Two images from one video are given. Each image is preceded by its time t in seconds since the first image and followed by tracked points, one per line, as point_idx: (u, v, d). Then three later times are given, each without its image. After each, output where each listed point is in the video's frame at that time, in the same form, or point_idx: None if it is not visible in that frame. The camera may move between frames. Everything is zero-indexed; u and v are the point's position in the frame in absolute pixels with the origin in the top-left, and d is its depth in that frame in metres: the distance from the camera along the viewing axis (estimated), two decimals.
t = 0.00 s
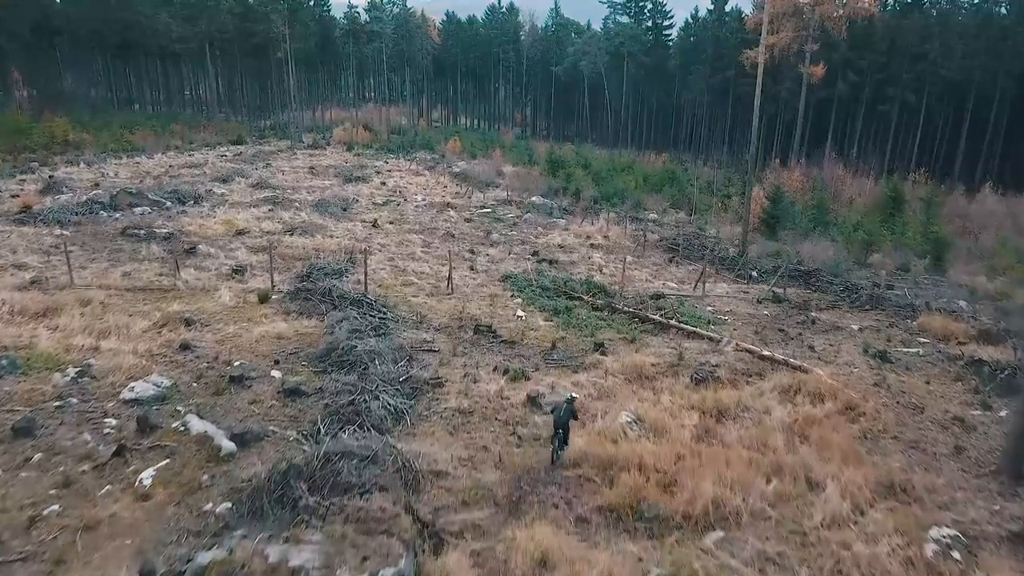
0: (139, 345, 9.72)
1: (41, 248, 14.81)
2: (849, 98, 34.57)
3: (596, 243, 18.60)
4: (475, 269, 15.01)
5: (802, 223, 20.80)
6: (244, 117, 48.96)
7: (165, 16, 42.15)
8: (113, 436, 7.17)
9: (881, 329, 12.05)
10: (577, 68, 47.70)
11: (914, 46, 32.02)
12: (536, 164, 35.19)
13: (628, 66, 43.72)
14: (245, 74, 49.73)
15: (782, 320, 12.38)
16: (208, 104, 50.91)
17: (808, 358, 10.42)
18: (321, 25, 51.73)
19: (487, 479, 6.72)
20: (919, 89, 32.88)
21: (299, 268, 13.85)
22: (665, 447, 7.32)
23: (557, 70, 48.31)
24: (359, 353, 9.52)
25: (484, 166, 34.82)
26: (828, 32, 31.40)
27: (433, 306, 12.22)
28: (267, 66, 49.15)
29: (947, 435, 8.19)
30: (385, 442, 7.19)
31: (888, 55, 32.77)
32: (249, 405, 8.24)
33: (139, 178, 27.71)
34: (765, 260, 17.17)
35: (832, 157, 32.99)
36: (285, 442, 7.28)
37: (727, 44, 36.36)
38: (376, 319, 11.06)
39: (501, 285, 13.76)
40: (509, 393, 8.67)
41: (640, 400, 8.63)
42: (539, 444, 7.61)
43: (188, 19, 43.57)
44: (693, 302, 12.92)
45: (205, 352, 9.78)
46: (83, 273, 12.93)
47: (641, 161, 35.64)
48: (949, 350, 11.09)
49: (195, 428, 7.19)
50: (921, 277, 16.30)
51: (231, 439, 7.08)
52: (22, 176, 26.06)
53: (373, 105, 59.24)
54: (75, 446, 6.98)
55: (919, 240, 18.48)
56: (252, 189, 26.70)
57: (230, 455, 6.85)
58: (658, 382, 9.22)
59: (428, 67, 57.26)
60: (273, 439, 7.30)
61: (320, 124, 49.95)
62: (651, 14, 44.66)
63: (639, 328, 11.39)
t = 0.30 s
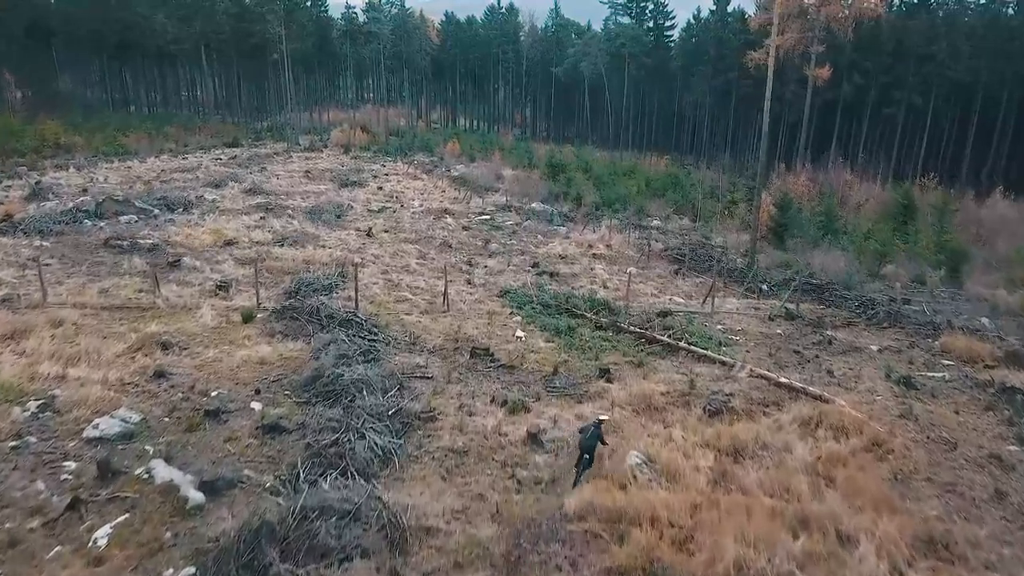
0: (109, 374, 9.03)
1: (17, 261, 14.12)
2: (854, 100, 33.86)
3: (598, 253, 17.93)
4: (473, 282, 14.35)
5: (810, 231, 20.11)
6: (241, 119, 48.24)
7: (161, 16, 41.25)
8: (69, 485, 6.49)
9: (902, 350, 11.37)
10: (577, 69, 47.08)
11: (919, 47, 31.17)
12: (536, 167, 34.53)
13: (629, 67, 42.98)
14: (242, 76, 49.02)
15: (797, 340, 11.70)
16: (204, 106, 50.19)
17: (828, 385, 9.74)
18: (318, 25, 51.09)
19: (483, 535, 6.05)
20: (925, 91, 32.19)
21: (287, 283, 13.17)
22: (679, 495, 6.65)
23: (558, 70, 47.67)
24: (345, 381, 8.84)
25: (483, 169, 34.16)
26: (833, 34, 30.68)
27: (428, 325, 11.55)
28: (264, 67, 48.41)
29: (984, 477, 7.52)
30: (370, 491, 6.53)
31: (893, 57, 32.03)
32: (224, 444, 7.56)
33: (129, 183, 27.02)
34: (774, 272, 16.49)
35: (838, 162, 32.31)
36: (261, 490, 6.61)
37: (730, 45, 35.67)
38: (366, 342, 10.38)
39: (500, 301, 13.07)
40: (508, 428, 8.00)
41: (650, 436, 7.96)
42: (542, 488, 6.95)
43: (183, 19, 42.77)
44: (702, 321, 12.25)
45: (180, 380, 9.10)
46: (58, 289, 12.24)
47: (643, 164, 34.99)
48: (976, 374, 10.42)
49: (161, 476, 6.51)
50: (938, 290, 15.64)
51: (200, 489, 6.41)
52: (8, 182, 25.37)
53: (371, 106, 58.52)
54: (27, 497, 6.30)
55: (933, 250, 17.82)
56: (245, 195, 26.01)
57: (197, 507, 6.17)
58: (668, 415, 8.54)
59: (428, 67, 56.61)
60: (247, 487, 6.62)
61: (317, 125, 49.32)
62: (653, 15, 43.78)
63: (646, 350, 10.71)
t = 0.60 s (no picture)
0: (80, 400, 8.46)
1: None
2: (858, 103, 33.35)
3: (601, 261, 17.40)
4: (471, 295, 13.79)
5: (818, 239, 19.55)
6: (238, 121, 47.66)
7: (157, 17, 39.88)
8: (24, 534, 5.92)
9: (922, 370, 10.78)
10: (578, 71, 46.55)
11: (925, 48, 30.76)
12: (536, 170, 33.98)
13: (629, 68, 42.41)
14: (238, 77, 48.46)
15: (811, 358, 11.12)
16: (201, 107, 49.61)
17: (846, 410, 9.17)
18: (316, 25, 50.56)
19: None
20: (931, 93, 31.68)
21: (276, 297, 12.62)
22: (694, 544, 6.10)
23: (559, 72, 47.14)
24: (332, 407, 8.25)
25: (483, 172, 33.64)
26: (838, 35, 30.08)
27: (423, 342, 10.99)
28: (260, 68, 47.83)
29: (1020, 518, 6.96)
30: (355, 540, 5.97)
31: (899, 59, 31.57)
32: (199, 480, 6.99)
33: (120, 187, 26.46)
34: (783, 282, 15.90)
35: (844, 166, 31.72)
36: (236, 537, 6.05)
37: (732, 46, 35.10)
38: (356, 362, 9.78)
39: (499, 315, 12.50)
40: (506, 462, 7.44)
41: (659, 470, 7.41)
42: (543, 532, 6.41)
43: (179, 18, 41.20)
44: (711, 337, 11.68)
45: (157, 406, 8.53)
46: (33, 304, 11.66)
47: (644, 166, 34.43)
48: (1002, 397, 9.83)
49: (126, 523, 5.96)
50: (953, 301, 15.06)
51: (169, 538, 5.85)
52: None
53: (369, 108, 57.99)
54: None
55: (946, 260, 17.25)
56: (238, 200, 25.44)
57: (165, 560, 5.61)
58: (679, 446, 7.98)
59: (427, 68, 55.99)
60: (221, 535, 6.07)
61: (315, 127, 48.82)
62: (653, 15, 42.81)
63: (653, 371, 10.14)
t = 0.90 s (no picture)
0: (45, 432, 7.85)
1: None
2: (863, 104, 32.51)
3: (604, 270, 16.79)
4: (468, 309, 13.17)
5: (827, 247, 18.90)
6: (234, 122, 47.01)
7: (154, 18, 39.52)
8: None
9: (945, 393, 10.19)
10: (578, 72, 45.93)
11: (932, 48, 29.93)
12: (536, 173, 33.35)
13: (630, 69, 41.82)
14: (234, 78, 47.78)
15: (828, 380, 10.49)
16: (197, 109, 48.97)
17: (870, 441, 8.55)
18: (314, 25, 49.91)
19: None
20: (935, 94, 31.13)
21: (263, 313, 11.99)
22: None
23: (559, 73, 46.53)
24: (315, 440, 7.61)
25: (482, 175, 32.99)
26: (843, 36, 29.16)
27: (417, 363, 10.36)
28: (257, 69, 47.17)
29: None
30: None
31: (904, 61, 30.72)
32: (167, 527, 6.38)
33: (111, 192, 25.83)
34: (793, 295, 15.26)
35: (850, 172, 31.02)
36: None
37: (736, 46, 34.48)
38: (344, 388, 9.14)
39: (497, 333, 11.86)
40: (505, 505, 6.84)
41: (673, 515, 6.81)
42: None
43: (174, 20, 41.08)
44: (721, 357, 11.05)
45: (127, 438, 7.91)
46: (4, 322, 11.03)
47: (646, 169, 33.80)
48: None
49: None
50: (970, 314, 14.46)
51: None
52: None
53: (368, 109, 57.35)
54: None
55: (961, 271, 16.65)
56: (231, 205, 24.79)
57: None
58: (691, 484, 7.38)
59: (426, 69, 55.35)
60: None
61: (313, 129, 48.17)
62: (654, 17, 42.39)
63: (661, 395, 9.52)
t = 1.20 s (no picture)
0: (11, 463, 7.35)
1: None
2: (867, 105, 31.92)
3: (606, 279, 16.27)
4: (465, 321, 12.65)
5: (835, 254, 18.39)
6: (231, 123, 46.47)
7: (149, 18, 38.95)
8: None
9: (967, 414, 9.67)
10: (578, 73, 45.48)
11: (937, 49, 29.47)
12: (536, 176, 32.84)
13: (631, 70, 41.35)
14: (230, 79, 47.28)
15: (843, 400, 9.97)
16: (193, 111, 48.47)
17: (892, 469, 8.03)
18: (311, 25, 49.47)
19: None
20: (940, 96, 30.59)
21: (251, 327, 11.47)
22: None
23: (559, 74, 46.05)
24: (299, 472, 7.08)
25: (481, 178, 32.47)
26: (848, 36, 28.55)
27: (411, 382, 9.84)
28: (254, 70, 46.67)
29: None
30: None
31: (909, 61, 30.19)
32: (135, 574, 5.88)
33: (102, 197, 25.30)
34: (803, 305, 14.74)
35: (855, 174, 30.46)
36: None
37: (738, 47, 33.96)
38: (333, 411, 8.63)
39: (496, 348, 11.34)
40: (502, 545, 6.34)
41: (686, 556, 6.31)
42: None
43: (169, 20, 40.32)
44: (731, 374, 10.53)
45: (98, 469, 7.39)
46: None
47: (648, 172, 33.28)
48: None
49: None
50: (985, 326, 13.95)
51: None
52: None
53: (366, 110, 56.84)
54: None
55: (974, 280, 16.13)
56: (224, 210, 24.29)
57: None
58: (703, 520, 6.88)
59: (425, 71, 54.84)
60: None
61: (310, 130, 47.64)
62: (655, 16, 41.90)
63: (669, 418, 9.00)
